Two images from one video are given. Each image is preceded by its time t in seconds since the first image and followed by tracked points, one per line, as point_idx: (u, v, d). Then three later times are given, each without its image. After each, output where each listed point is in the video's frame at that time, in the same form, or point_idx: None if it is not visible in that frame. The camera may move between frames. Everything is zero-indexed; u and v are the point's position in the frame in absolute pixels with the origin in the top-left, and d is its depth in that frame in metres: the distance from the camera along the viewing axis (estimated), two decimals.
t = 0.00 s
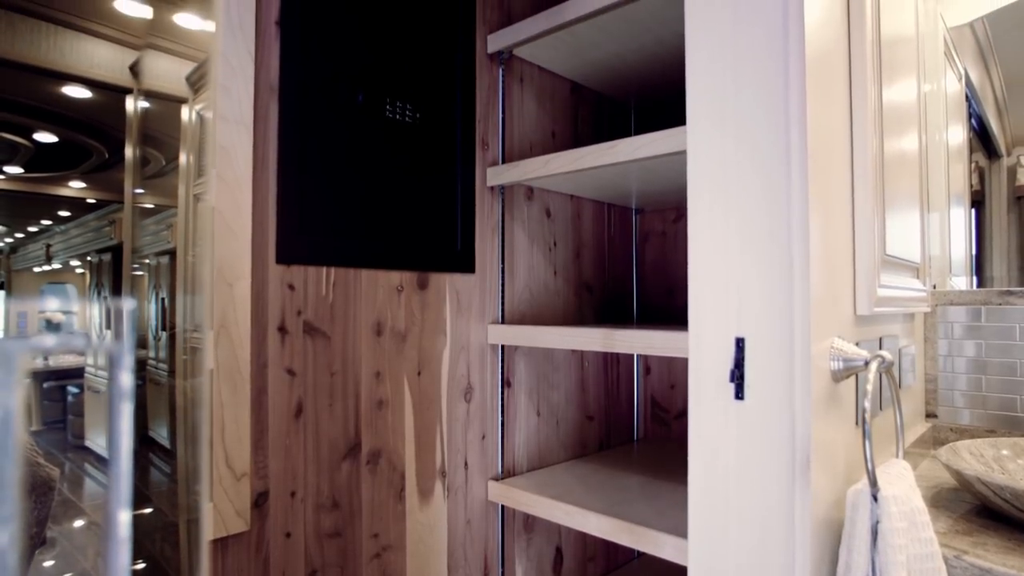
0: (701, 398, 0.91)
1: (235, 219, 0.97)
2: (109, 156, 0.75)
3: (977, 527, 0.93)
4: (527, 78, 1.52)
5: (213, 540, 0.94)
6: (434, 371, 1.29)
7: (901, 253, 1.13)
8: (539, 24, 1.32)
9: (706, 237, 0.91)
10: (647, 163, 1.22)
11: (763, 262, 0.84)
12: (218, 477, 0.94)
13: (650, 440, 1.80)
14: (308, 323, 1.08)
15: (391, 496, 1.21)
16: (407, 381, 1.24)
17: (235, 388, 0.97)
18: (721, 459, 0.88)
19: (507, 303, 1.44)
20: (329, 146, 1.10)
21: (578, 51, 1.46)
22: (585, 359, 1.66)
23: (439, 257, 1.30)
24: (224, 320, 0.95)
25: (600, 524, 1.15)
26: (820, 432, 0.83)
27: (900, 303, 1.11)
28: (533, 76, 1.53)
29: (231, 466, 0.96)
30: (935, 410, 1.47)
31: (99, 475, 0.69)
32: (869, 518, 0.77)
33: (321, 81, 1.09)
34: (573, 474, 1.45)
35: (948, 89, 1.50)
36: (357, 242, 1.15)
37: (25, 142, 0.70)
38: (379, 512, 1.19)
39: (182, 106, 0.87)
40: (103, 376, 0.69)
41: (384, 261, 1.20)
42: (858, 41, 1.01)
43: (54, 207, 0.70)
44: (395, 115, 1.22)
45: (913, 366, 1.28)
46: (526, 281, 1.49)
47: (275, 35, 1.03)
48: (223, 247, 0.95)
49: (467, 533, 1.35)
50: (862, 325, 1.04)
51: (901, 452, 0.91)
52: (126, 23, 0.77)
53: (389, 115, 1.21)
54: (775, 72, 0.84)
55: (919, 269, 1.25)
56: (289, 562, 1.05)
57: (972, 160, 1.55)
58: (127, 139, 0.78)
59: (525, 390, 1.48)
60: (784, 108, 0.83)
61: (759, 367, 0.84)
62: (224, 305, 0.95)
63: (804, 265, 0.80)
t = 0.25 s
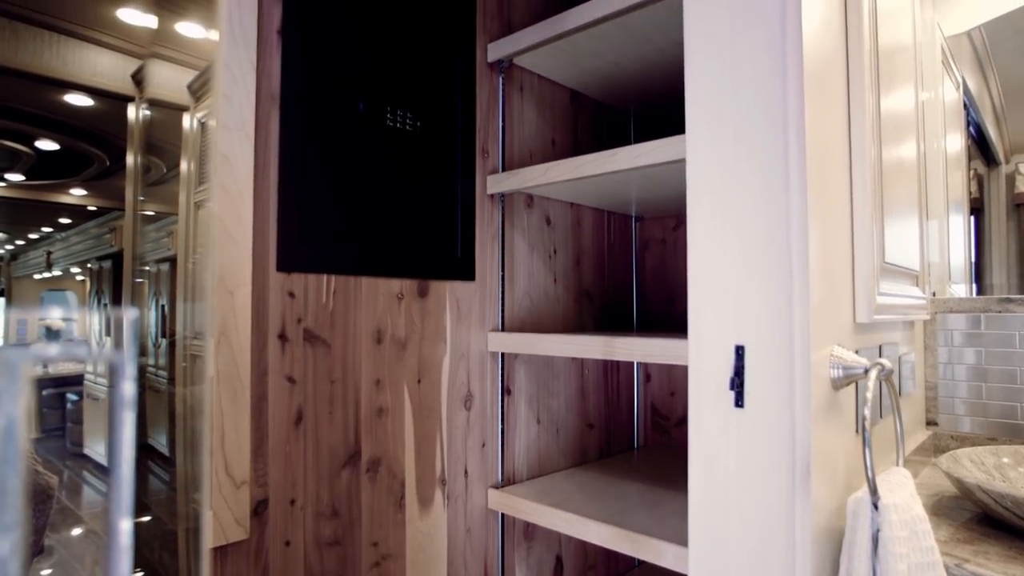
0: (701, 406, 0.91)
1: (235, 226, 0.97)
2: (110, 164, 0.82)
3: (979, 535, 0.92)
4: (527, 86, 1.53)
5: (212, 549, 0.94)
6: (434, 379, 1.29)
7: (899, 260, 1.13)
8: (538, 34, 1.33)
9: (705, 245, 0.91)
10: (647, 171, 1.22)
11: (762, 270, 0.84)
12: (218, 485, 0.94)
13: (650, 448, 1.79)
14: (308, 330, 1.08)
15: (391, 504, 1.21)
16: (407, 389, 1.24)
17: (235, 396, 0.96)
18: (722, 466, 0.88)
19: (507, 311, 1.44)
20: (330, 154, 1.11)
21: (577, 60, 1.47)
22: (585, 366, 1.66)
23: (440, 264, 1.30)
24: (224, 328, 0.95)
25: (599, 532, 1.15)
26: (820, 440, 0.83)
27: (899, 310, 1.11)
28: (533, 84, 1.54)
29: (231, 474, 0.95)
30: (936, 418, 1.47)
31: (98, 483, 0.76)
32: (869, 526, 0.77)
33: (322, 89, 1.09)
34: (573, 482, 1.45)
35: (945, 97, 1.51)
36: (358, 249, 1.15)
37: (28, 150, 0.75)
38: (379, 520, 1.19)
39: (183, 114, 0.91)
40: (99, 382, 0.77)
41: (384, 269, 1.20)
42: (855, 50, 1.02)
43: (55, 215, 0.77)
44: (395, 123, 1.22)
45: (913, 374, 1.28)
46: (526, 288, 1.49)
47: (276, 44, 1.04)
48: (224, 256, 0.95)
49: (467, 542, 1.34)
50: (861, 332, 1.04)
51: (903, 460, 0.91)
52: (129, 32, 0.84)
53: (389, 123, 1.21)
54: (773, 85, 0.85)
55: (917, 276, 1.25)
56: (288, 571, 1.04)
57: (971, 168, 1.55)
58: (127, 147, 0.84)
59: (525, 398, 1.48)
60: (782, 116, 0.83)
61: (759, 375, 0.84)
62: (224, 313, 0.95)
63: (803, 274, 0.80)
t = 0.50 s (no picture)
0: (701, 415, 0.91)
1: (236, 235, 0.97)
2: (112, 172, 0.82)
3: (980, 543, 0.92)
4: (527, 95, 1.53)
5: (212, 558, 0.93)
6: (434, 386, 1.29)
7: (898, 267, 1.13)
8: (538, 44, 1.34)
9: (705, 253, 0.91)
10: (646, 179, 1.23)
11: (762, 278, 0.85)
12: (217, 493, 0.94)
13: (650, 456, 1.79)
14: (308, 338, 1.08)
15: (391, 512, 1.21)
16: (407, 397, 1.24)
17: (235, 405, 0.96)
18: (722, 475, 0.88)
19: (507, 318, 1.45)
20: (331, 163, 1.11)
21: (577, 69, 1.48)
22: (585, 374, 1.66)
23: (440, 272, 1.30)
24: (224, 336, 0.95)
25: (600, 541, 1.15)
26: (820, 448, 0.83)
27: (898, 317, 1.11)
28: (533, 93, 1.55)
29: (231, 482, 0.95)
30: (936, 426, 1.46)
31: (96, 491, 0.77)
32: (870, 534, 0.77)
33: (323, 98, 1.10)
34: (574, 490, 1.45)
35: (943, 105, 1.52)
36: (358, 257, 1.16)
37: (30, 157, 0.76)
38: (379, 528, 1.19)
39: (184, 123, 0.91)
40: (98, 388, 0.78)
41: (384, 277, 1.20)
42: (853, 59, 1.02)
43: (56, 222, 0.78)
44: (395, 131, 1.23)
45: (913, 381, 1.28)
46: (526, 296, 1.50)
47: (278, 54, 1.04)
48: (225, 264, 0.96)
49: (467, 551, 1.34)
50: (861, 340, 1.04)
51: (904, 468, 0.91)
52: (132, 41, 0.85)
53: (389, 132, 1.22)
54: (772, 93, 0.85)
55: (916, 284, 1.25)
56: None
57: (970, 175, 1.56)
58: (128, 155, 0.84)
59: (525, 406, 1.48)
60: (781, 125, 0.84)
61: (760, 384, 0.84)
62: (225, 321, 0.95)
63: (803, 283, 0.81)
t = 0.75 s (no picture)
0: (701, 423, 0.91)
1: (237, 243, 0.97)
2: (113, 179, 0.83)
3: (982, 552, 0.91)
4: (526, 104, 1.54)
5: (211, 567, 0.93)
6: (434, 395, 1.29)
7: (897, 275, 1.14)
8: (538, 53, 1.35)
9: (705, 261, 0.92)
10: (645, 187, 1.23)
11: (762, 287, 0.85)
12: (217, 502, 0.93)
13: (651, 464, 1.78)
14: (308, 346, 1.08)
15: (391, 521, 1.20)
16: (407, 405, 1.24)
17: (235, 413, 0.95)
18: (723, 483, 0.88)
19: (507, 326, 1.45)
20: (333, 171, 1.12)
21: (576, 78, 1.49)
22: (585, 381, 1.66)
23: (439, 280, 1.30)
24: (225, 344, 0.94)
25: (600, 549, 1.14)
26: (821, 457, 0.83)
27: (897, 325, 1.11)
28: (533, 101, 1.56)
29: (231, 490, 0.95)
30: (936, 433, 1.46)
31: (95, 499, 0.78)
32: (871, 542, 0.77)
33: (325, 107, 1.11)
34: (574, 498, 1.44)
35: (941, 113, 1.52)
36: (359, 265, 1.16)
37: (32, 166, 0.76)
38: (379, 537, 1.18)
39: (185, 131, 0.92)
40: (98, 397, 0.79)
41: (385, 285, 1.20)
42: (850, 68, 1.03)
43: (57, 230, 0.79)
44: (396, 140, 1.24)
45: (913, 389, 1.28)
46: (526, 303, 1.50)
47: (280, 63, 1.05)
48: (226, 272, 0.95)
49: (467, 559, 1.33)
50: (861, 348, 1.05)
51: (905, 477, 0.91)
52: (134, 50, 0.85)
53: (390, 140, 1.22)
54: (771, 103, 0.86)
55: (915, 292, 1.25)
56: None
57: (969, 183, 1.56)
58: (131, 163, 0.85)
59: (525, 414, 1.48)
60: (780, 135, 0.84)
61: (760, 392, 0.84)
62: (226, 329, 0.95)
63: (802, 291, 0.81)
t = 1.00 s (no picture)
0: (700, 430, 0.91)
1: (237, 251, 0.99)
2: (113, 186, 0.79)
3: (982, 560, 0.91)
4: (527, 112, 1.55)
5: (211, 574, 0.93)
6: (434, 402, 1.29)
7: (897, 282, 1.14)
8: (539, 61, 1.35)
9: (705, 269, 0.92)
10: (645, 195, 1.24)
11: (761, 295, 0.85)
12: (217, 509, 0.94)
13: (650, 471, 1.78)
14: (308, 353, 1.09)
15: (391, 529, 1.20)
16: (407, 412, 1.24)
17: (235, 422, 0.97)
18: (723, 490, 0.88)
19: (507, 333, 1.45)
20: (333, 179, 1.13)
21: (576, 86, 1.49)
22: (586, 389, 1.66)
23: (440, 288, 1.31)
24: (226, 351, 0.96)
25: (602, 558, 1.14)
26: (820, 464, 0.83)
27: (897, 333, 1.11)
28: (533, 110, 1.57)
29: (230, 498, 0.96)
30: (937, 441, 1.46)
31: (94, 508, 0.71)
32: (871, 552, 0.77)
33: (325, 116, 1.11)
34: (574, 506, 1.44)
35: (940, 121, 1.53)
36: (359, 273, 1.16)
37: (33, 173, 0.74)
38: (378, 545, 1.18)
39: (186, 139, 0.89)
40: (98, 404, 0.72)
41: (385, 292, 1.21)
42: (849, 77, 1.04)
43: (58, 235, 0.74)
44: (396, 147, 1.24)
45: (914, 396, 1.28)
46: (526, 311, 1.50)
47: (280, 72, 1.06)
48: (226, 281, 0.97)
49: (467, 567, 1.33)
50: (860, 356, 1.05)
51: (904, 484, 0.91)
52: (137, 58, 0.82)
53: (390, 148, 1.23)
54: (771, 111, 0.86)
55: (916, 299, 1.25)
56: None
57: (967, 190, 1.57)
58: (131, 171, 0.81)
59: (525, 422, 1.48)
60: (778, 143, 0.85)
61: (759, 400, 0.84)
62: (226, 336, 0.96)
63: (801, 299, 0.81)
